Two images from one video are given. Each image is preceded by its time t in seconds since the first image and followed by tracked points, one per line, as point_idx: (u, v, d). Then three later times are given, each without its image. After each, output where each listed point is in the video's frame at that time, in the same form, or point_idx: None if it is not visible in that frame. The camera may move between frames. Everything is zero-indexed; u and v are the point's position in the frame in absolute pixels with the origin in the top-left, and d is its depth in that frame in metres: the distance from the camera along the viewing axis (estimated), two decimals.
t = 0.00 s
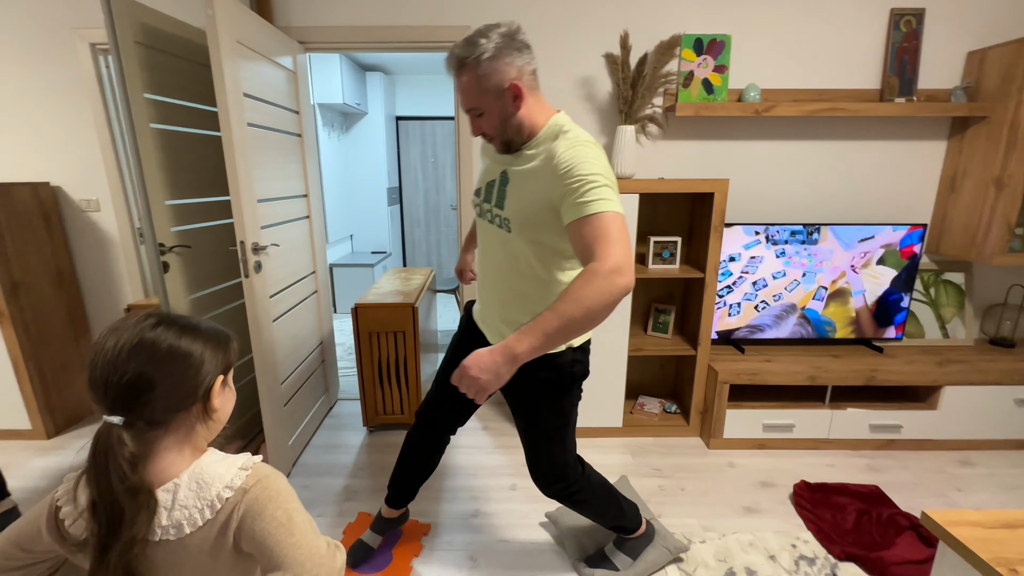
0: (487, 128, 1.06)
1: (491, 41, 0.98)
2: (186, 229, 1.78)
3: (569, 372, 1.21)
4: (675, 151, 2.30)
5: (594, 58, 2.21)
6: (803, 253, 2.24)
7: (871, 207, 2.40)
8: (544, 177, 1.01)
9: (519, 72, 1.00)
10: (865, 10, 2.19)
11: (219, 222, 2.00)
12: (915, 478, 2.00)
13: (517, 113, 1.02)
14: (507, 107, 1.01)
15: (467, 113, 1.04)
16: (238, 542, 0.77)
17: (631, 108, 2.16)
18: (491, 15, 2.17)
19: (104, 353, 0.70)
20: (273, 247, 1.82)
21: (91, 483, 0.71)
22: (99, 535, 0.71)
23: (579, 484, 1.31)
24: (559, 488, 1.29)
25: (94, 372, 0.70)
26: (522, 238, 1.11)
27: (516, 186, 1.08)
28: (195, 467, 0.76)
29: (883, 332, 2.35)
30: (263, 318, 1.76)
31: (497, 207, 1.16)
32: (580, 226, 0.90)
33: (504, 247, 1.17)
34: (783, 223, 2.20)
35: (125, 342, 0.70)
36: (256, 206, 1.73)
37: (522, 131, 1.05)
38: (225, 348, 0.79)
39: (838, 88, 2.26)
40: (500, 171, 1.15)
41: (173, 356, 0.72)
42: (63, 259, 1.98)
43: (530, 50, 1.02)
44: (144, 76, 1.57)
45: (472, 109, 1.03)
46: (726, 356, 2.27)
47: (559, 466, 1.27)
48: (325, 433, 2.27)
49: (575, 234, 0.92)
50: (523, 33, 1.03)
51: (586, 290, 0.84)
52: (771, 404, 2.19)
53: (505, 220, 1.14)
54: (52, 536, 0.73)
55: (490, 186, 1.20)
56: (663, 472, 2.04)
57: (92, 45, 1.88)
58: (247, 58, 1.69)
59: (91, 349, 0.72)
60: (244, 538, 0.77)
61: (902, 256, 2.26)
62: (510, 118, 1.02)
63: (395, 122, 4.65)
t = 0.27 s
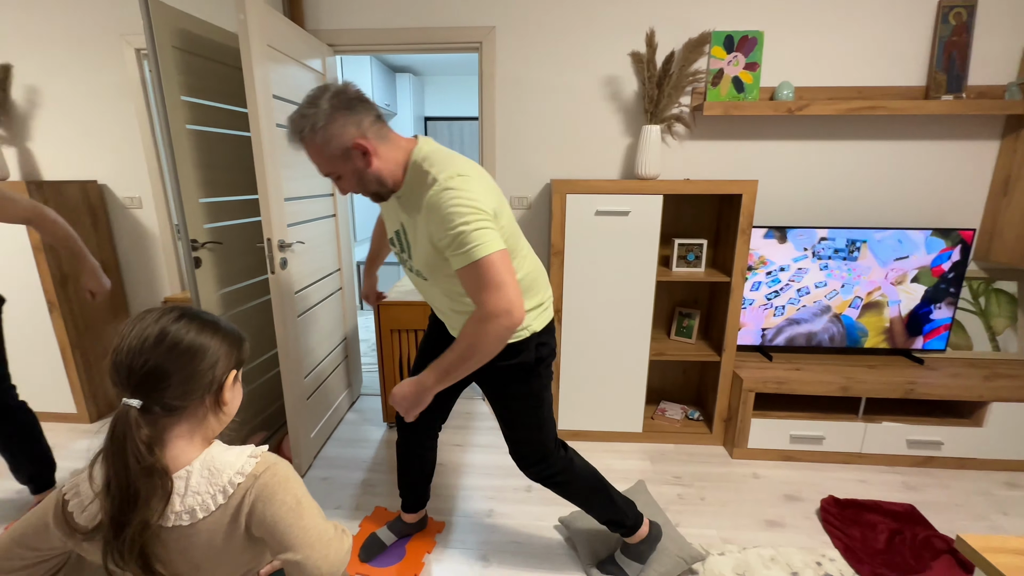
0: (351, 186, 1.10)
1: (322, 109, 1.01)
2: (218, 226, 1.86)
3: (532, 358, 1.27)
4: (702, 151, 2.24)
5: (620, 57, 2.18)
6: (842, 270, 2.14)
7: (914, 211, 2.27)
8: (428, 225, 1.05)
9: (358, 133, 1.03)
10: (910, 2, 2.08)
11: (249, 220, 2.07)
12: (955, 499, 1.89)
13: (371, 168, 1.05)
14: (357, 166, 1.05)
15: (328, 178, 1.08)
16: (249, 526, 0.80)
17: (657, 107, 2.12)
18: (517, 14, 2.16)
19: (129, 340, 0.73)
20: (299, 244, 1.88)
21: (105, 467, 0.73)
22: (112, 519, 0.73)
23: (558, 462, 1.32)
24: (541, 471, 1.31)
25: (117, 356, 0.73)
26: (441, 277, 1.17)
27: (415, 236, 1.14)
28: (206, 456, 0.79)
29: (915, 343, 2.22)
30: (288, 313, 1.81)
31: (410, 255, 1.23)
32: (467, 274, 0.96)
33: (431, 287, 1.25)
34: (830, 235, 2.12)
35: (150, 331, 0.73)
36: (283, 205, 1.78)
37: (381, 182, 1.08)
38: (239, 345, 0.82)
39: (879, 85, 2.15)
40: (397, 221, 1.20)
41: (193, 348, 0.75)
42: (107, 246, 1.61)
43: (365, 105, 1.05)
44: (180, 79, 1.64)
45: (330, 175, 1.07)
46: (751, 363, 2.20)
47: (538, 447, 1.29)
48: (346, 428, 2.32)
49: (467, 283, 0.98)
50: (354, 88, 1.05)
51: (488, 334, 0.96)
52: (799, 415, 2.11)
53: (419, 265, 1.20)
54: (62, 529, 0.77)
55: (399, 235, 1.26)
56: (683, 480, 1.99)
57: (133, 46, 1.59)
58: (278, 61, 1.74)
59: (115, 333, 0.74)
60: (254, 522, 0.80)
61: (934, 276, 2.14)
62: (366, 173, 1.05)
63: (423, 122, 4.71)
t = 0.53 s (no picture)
0: (319, 179, 1.13)
1: (278, 103, 1.04)
2: (251, 224, 1.91)
3: (507, 339, 1.26)
4: (738, 151, 2.16)
5: (652, 54, 2.12)
6: (894, 286, 2.03)
7: (971, 215, 2.12)
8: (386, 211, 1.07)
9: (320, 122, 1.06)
10: None
11: (280, 219, 2.12)
12: (1013, 526, 1.75)
13: (335, 156, 1.08)
14: (321, 154, 1.08)
15: (294, 173, 1.12)
16: (267, 517, 0.82)
17: (690, 106, 2.05)
18: (546, 13, 2.14)
19: (146, 339, 0.75)
20: (327, 243, 1.91)
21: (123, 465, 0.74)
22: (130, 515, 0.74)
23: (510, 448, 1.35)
24: (485, 452, 1.34)
25: (135, 355, 0.75)
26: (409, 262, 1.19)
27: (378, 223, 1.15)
28: (223, 451, 0.80)
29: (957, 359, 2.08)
30: (316, 311, 1.84)
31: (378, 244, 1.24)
32: (429, 253, 0.98)
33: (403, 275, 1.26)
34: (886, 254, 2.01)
35: (167, 330, 0.75)
36: (312, 204, 1.81)
37: (347, 169, 1.11)
38: (251, 346, 0.84)
39: (933, 80, 2.01)
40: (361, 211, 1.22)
41: (207, 348, 0.77)
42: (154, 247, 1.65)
43: (322, 95, 1.08)
44: (217, 82, 1.69)
45: (295, 169, 1.11)
46: (786, 373, 2.10)
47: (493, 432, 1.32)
48: (371, 425, 2.34)
49: (430, 263, 1.00)
50: (311, 81, 1.08)
51: (455, 309, 0.99)
52: (838, 429, 2.00)
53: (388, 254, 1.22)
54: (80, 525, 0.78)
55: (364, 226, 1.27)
56: (711, 493, 1.91)
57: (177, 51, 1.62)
58: (310, 63, 1.77)
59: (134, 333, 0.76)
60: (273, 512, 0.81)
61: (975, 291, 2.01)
62: (331, 162, 1.09)
63: (453, 123, 4.74)
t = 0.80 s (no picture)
0: (334, 179, 1.15)
1: (294, 100, 1.05)
2: (282, 224, 1.96)
3: (501, 341, 1.30)
4: (775, 152, 2.07)
5: (685, 52, 2.06)
6: (951, 299, 1.91)
7: None
8: (385, 217, 1.07)
9: (336, 121, 1.08)
10: None
11: (310, 219, 2.16)
12: None
13: (352, 156, 1.10)
14: (337, 154, 1.10)
15: (308, 172, 1.14)
16: (278, 512, 0.83)
17: (724, 104, 1.98)
18: (576, 12, 2.11)
19: (167, 333, 0.77)
20: (355, 243, 1.93)
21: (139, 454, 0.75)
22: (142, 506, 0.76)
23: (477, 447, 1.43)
24: (455, 447, 1.39)
25: (154, 348, 0.77)
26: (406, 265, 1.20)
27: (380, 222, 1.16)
28: (237, 445, 0.82)
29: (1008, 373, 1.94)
30: (342, 310, 1.86)
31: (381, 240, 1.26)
32: (418, 270, 0.99)
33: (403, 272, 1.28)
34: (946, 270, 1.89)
35: (188, 325, 0.77)
36: (341, 204, 1.84)
37: (362, 169, 1.13)
38: (268, 344, 0.86)
39: (992, 75, 1.88)
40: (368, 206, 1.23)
41: (226, 344, 0.79)
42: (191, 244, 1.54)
43: (339, 93, 1.09)
44: (252, 85, 1.74)
45: (310, 168, 1.12)
46: (824, 384, 2.00)
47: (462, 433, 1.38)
48: (395, 424, 2.36)
49: (420, 279, 1.01)
50: (328, 78, 1.09)
51: (439, 330, 1.00)
52: (880, 445, 1.89)
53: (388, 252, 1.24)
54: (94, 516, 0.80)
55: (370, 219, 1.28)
56: (742, 506, 1.84)
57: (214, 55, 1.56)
58: (341, 65, 1.80)
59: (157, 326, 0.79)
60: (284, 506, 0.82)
61: None
62: (348, 162, 1.11)
63: (481, 124, 4.75)
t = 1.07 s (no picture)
0: (361, 198, 1.14)
1: (322, 120, 1.02)
2: (316, 223, 2.02)
3: (529, 336, 1.33)
4: (817, 149, 1.98)
5: (722, 47, 2.00)
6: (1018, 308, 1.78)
7: None
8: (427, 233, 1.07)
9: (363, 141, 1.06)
10: None
11: (343, 218, 2.21)
12: None
13: (380, 174, 1.09)
14: (365, 173, 1.08)
15: (335, 192, 1.12)
16: (308, 498, 0.85)
17: (763, 100, 1.91)
18: (609, 8, 2.07)
19: (203, 323, 0.80)
20: (385, 242, 1.97)
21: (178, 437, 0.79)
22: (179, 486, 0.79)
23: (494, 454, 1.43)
24: (479, 448, 1.40)
25: (190, 336, 0.80)
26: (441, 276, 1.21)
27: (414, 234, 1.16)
28: (269, 431, 0.84)
29: None
30: (373, 308, 1.89)
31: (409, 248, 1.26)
32: (468, 289, 1.00)
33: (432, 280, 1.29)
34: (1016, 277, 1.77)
35: (222, 314, 0.80)
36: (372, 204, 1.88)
37: (389, 186, 1.12)
38: (299, 335, 0.88)
39: None
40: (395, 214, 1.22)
41: (257, 335, 0.81)
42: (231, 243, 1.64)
43: (364, 111, 1.07)
44: (290, 88, 1.80)
45: (337, 189, 1.10)
46: (868, 393, 1.90)
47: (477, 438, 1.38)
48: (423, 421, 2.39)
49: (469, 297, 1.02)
50: (352, 96, 1.07)
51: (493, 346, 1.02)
52: (929, 459, 1.78)
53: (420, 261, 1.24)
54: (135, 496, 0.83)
55: (397, 227, 1.28)
56: (777, 518, 1.77)
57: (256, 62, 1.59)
58: (374, 68, 1.83)
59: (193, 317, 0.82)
60: (313, 493, 0.84)
61: None
62: (376, 180, 1.10)
63: (512, 124, 4.75)
